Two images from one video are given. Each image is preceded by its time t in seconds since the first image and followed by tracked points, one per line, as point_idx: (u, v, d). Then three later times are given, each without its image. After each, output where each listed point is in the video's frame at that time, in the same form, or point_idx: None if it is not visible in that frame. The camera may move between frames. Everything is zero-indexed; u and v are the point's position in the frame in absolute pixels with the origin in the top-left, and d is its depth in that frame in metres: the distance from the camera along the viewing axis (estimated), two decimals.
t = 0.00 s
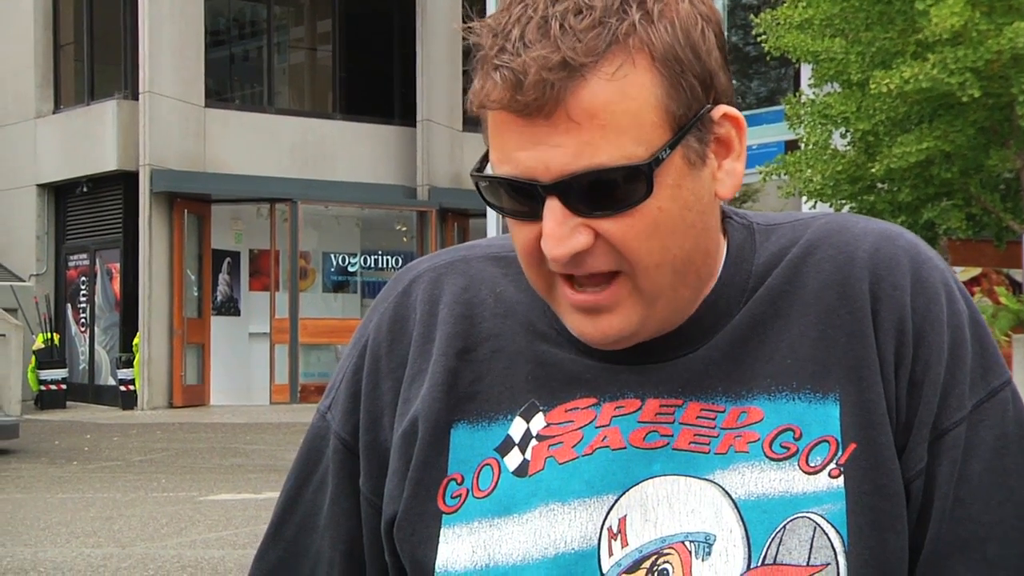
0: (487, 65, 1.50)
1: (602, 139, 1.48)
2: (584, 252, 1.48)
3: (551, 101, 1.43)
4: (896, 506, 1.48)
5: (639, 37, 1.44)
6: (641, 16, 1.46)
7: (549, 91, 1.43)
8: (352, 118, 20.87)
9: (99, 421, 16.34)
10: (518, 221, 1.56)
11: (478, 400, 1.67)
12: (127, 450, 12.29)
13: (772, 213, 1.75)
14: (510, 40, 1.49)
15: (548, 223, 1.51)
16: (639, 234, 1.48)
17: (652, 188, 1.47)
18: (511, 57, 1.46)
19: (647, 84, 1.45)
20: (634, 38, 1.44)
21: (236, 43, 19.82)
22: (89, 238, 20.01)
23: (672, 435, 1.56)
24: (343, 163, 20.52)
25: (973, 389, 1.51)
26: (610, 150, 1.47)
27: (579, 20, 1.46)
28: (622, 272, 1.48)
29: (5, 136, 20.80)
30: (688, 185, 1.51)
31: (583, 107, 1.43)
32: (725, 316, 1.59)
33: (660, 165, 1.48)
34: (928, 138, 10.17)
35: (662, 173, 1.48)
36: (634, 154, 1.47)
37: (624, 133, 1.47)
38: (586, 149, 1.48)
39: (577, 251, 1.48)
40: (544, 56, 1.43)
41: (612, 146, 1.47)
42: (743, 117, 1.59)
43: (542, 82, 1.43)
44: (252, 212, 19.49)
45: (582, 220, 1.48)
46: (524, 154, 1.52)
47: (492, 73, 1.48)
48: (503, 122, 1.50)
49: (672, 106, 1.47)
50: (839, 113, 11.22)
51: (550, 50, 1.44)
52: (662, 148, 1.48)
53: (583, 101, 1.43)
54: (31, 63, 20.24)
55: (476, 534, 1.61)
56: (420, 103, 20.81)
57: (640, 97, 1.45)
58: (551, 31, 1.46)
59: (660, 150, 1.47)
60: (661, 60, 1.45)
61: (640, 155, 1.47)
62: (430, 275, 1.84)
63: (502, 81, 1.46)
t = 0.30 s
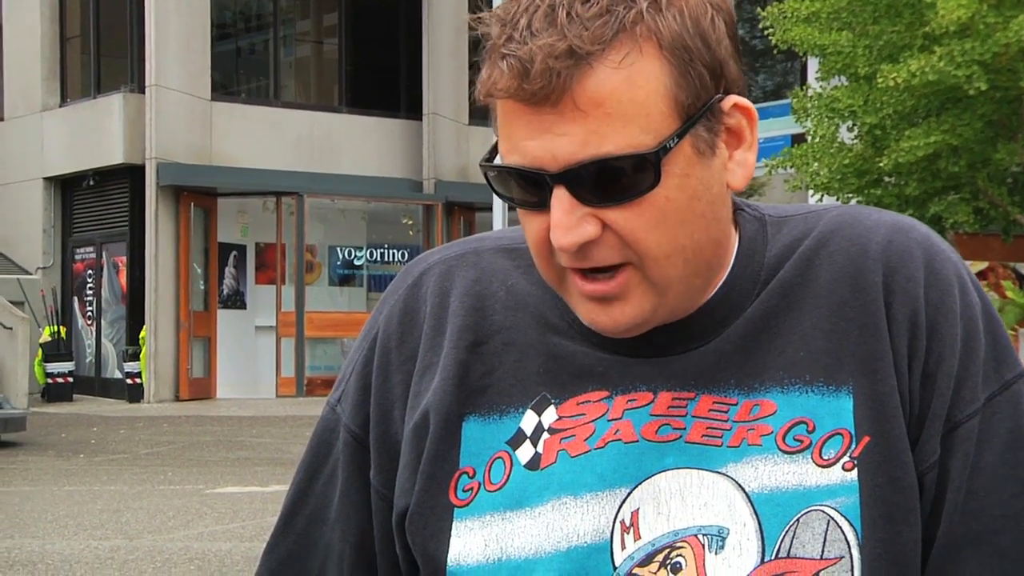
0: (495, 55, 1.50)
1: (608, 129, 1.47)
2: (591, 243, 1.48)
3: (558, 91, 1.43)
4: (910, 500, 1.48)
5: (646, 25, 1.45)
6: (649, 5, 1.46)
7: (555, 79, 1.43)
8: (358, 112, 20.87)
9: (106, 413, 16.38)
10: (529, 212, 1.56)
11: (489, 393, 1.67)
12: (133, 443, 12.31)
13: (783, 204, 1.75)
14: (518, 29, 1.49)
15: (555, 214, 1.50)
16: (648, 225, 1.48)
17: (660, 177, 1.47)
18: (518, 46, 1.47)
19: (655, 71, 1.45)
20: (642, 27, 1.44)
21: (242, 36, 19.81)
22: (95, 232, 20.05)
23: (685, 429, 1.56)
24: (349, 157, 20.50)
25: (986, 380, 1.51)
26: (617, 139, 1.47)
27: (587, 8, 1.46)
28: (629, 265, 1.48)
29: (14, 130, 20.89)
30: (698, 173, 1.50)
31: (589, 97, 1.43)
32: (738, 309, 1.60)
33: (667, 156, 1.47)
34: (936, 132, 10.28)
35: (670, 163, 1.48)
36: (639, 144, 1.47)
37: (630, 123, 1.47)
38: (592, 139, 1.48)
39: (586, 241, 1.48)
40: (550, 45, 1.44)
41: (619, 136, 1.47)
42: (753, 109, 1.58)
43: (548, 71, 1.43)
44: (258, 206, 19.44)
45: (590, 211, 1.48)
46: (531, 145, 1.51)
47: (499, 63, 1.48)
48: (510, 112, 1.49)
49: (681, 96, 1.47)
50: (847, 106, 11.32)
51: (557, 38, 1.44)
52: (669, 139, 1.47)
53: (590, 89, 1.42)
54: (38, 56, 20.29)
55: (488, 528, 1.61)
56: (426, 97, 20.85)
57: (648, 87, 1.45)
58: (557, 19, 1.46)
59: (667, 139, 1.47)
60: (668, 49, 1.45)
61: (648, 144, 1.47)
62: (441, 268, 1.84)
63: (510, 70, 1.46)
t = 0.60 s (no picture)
0: (498, 42, 1.51)
1: (598, 128, 1.46)
2: (574, 236, 1.47)
3: (548, 85, 1.43)
4: (925, 497, 1.48)
5: (647, 27, 1.43)
6: (654, 7, 1.44)
7: (545, 74, 1.43)
8: (367, 107, 20.90)
9: (115, 408, 16.42)
10: (525, 202, 1.55)
11: (503, 390, 1.68)
12: (141, 437, 12.33)
13: (798, 201, 1.75)
14: (524, 18, 1.49)
15: (538, 204, 1.50)
16: (633, 224, 1.46)
17: (644, 179, 1.45)
18: (520, 33, 1.48)
19: (650, 74, 1.42)
20: (643, 28, 1.43)
21: (251, 31, 19.83)
22: (104, 226, 20.09)
23: (699, 425, 1.56)
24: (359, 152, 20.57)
25: (1001, 375, 1.51)
26: (605, 140, 1.45)
27: (592, 3, 1.45)
28: (609, 261, 1.47)
29: (22, 125, 20.92)
30: (690, 181, 1.47)
31: (579, 94, 1.42)
32: (751, 305, 1.59)
33: (653, 162, 1.45)
34: (945, 128, 10.24)
35: (656, 169, 1.46)
36: (626, 147, 1.45)
37: (620, 124, 1.45)
38: (579, 135, 1.46)
39: (565, 233, 1.47)
40: (547, 37, 1.43)
41: (604, 137, 1.45)
42: (767, 113, 1.55)
43: (539, 64, 1.43)
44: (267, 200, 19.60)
45: (573, 205, 1.47)
46: (524, 132, 1.51)
47: (500, 49, 1.49)
48: (512, 100, 1.50)
49: (675, 103, 1.44)
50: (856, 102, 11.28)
51: (555, 30, 1.44)
52: (657, 144, 1.45)
53: (581, 87, 1.41)
54: (46, 50, 20.31)
55: (501, 525, 1.61)
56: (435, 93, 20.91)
57: (642, 90, 1.43)
58: (561, 12, 1.46)
59: (654, 146, 1.45)
60: (669, 53, 1.43)
61: (632, 149, 1.45)
62: (453, 262, 1.84)
63: (507, 57, 1.46)
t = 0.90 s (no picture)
0: (515, 29, 1.51)
1: (617, 113, 1.46)
2: (594, 223, 1.47)
3: (567, 70, 1.42)
4: (938, 492, 1.48)
5: (664, 12, 1.43)
6: None
7: (565, 58, 1.42)
8: (374, 101, 20.94)
9: (122, 401, 16.44)
10: (541, 190, 1.55)
11: (514, 382, 1.68)
12: (147, 431, 12.34)
13: (810, 193, 1.75)
14: (542, 5, 1.49)
15: (559, 192, 1.49)
16: (652, 211, 1.46)
17: (665, 165, 1.45)
18: (538, 18, 1.47)
19: (669, 59, 1.42)
20: (661, 13, 1.43)
21: (258, 25, 19.89)
22: (111, 220, 20.16)
23: (710, 420, 1.56)
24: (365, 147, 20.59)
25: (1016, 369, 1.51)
26: (624, 125, 1.45)
27: None
28: (628, 250, 1.47)
29: (30, 117, 21.01)
30: (708, 168, 1.47)
31: (599, 79, 1.42)
32: (763, 298, 1.59)
33: (675, 145, 1.45)
34: (953, 122, 10.29)
35: (678, 153, 1.46)
36: (647, 130, 1.45)
37: (639, 108, 1.45)
38: (599, 120, 1.46)
39: (586, 221, 1.47)
40: (565, 22, 1.43)
41: (624, 122, 1.45)
42: (782, 101, 1.56)
43: (559, 49, 1.43)
44: (273, 194, 19.51)
45: (592, 192, 1.47)
46: (542, 120, 1.51)
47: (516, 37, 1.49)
48: (529, 87, 1.50)
49: (694, 87, 1.44)
50: (864, 97, 11.29)
51: (573, 16, 1.44)
52: (678, 129, 1.45)
53: (600, 71, 1.41)
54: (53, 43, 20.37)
55: (513, 518, 1.61)
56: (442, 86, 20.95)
57: (661, 75, 1.43)
58: None
59: (675, 130, 1.45)
60: (686, 38, 1.43)
61: (655, 133, 1.44)
62: (464, 256, 1.84)
63: (525, 44, 1.46)
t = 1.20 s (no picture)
0: (540, 17, 1.51)
1: (646, 102, 1.46)
2: (621, 215, 1.47)
3: (598, 59, 1.42)
4: (955, 485, 1.47)
5: None
6: None
7: (596, 47, 1.42)
8: (381, 94, 21.05)
9: (129, 393, 16.50)
10: (564, 181, 1.55)
11: (530, 373, 1.68)
12: (155, 423, 12.37)
13: (826, 185, 1.75)
14: None
15: (587, 183, 1.49)
16: (680, 201, 1.46)
17: (694, 155, 1.46)
18: (566, 8, 1.47)
19: (698, 48, 1.43)
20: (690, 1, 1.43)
21: (265, 17, 20.09)
22: (118, 212, 20.33)
23: (726, 412, 1.56)
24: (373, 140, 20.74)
25: None
26: (654, 115, 1.46)
27: None
28: (656, 242, 1.47)
29: (37, 110, 21.18)
30: (736, 157, 1.48)
31: (630, 68, 1.42)
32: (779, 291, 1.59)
33: (705, 134, 1.46)
34: (962, 115, 10.43)
35: (706, 142, 1.46)
36: (678, 120, 1.45)
37: (667, 98, 1.45)
38: (629, 110, 1.46)
39: (615, 213, 1.47)
40: (595, 11, 1.43)
41: (654, 111, 1.46)
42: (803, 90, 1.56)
43: (589, 38, 1.42)
44: (281, 186, 19.86)
45: (621, 183, 1.47)
46: (568, 111, 1.51)
47: (543, 26, 1.48)
48: (553, 77, 1.49)
49: (723, 75, 1.45)
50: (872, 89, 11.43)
51: (602, 5, 1.44)
52: (708, 117, 1.46)
53: (630, 61, 1.41)
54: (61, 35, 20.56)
55: (529, 510, 1.62)
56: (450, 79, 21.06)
57: (691, 63, 1.43)
58: None
59: (704, 119, 1.46)
60: (715, 26, 1.44)
61: (685, 122, 1.45)
62: (479, 247, 1.84)
63: (553, 34, 1.46)
